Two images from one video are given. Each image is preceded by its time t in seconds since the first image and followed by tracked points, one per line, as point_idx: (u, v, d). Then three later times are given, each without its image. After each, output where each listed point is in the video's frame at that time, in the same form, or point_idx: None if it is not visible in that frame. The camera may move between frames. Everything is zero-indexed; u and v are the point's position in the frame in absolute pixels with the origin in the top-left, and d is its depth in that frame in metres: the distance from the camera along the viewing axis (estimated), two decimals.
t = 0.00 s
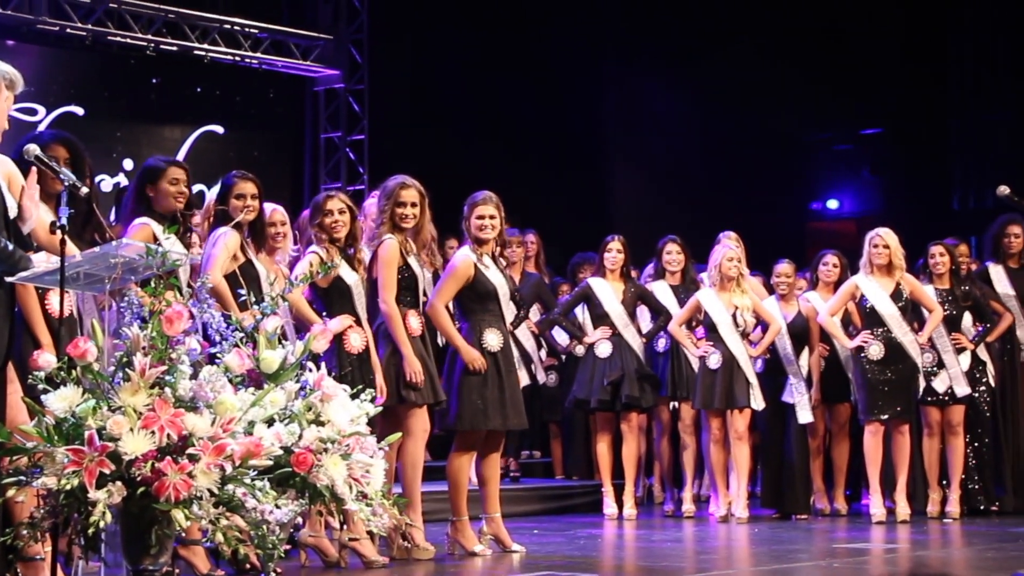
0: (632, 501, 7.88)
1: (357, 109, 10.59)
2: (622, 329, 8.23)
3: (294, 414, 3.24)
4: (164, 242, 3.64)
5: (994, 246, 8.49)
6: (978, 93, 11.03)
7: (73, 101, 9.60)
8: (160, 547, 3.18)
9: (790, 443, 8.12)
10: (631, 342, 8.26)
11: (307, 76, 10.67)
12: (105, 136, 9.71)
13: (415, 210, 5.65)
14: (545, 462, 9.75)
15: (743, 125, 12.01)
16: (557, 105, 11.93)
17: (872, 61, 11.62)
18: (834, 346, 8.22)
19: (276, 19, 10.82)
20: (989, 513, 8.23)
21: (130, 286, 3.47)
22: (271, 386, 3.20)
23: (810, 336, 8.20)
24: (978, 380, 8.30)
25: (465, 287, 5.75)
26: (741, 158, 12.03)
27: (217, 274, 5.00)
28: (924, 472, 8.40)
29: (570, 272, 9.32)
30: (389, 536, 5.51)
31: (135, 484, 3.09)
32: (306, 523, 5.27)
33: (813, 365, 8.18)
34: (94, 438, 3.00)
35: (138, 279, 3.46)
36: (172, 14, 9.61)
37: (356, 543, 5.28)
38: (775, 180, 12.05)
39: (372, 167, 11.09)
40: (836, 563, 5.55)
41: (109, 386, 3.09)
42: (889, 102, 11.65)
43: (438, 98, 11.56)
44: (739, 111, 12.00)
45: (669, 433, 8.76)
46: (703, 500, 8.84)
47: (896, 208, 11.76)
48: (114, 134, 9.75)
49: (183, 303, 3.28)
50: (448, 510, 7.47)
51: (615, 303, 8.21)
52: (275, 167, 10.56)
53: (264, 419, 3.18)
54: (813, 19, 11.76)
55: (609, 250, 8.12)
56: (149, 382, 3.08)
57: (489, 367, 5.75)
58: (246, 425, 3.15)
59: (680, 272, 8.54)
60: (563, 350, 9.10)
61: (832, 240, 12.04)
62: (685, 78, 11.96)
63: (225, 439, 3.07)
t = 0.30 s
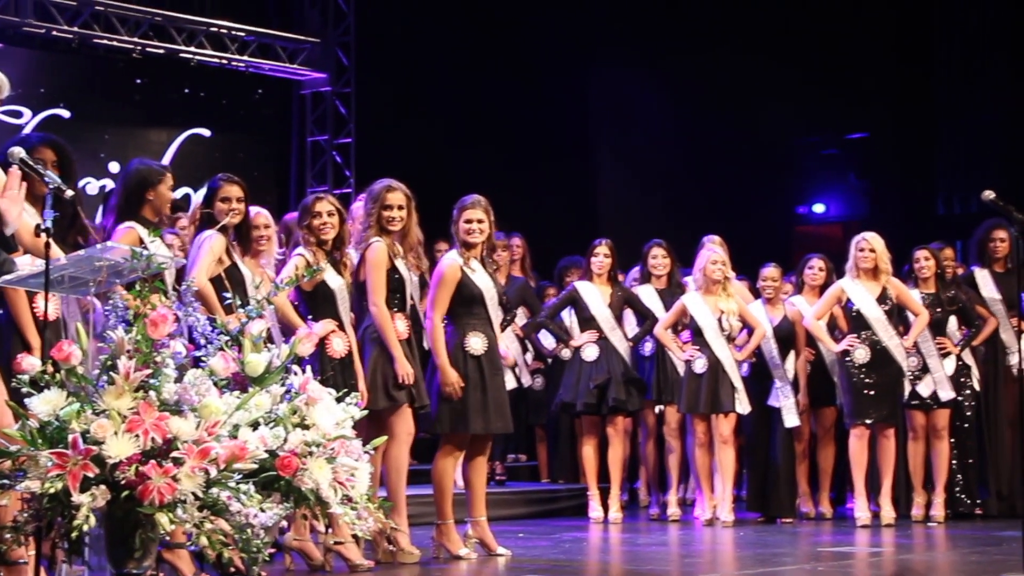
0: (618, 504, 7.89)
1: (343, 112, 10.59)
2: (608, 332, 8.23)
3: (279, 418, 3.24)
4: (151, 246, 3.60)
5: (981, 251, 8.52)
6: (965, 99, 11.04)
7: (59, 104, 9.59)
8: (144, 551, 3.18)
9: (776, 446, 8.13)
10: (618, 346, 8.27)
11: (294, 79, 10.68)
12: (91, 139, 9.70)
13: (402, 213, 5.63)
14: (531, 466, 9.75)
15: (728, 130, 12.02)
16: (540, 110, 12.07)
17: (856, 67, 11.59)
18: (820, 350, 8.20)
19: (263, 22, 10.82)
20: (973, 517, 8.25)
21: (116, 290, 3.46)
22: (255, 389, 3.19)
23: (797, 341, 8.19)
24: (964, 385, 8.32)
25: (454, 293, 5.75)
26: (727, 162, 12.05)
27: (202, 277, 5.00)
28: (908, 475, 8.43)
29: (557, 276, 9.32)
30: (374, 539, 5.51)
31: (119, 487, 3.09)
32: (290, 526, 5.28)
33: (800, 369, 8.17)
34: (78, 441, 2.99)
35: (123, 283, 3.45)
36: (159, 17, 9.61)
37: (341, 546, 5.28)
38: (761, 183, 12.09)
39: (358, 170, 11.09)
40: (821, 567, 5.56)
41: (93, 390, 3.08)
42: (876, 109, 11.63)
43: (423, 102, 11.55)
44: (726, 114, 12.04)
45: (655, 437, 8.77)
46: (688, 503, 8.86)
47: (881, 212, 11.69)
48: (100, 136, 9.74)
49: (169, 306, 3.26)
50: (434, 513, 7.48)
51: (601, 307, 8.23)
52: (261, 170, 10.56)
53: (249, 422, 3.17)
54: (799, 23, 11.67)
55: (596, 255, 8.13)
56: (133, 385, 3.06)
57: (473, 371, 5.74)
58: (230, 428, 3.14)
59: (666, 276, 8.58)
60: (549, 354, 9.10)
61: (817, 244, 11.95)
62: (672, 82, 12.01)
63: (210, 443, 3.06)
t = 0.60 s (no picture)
0: (603, 507, 7.90)
1: (328, 115, 10.58)
2: (594, 335, 8.24)
3: (264, 421, 3.22)
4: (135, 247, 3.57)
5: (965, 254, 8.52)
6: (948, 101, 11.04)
7: (43, 106, 9.57)
8: (127, 555, 3.15)
9: (761, 448, 8.14)
10: (604, 349, 8.26)
11: (279, 81, 10.67)
12: (75, 141, 9.68)
13: (386, 216, 5.63)
14: (516, 469, 9.75)
15: (711, 132, 12.06)
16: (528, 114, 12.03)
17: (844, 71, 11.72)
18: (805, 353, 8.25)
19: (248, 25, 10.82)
20: (957, 520, 8.28)
21: (100, 292, 3.43)
22: (240, 392, 3.18)
23: (781, 344, 8.20)
24: (948, 389, 8.35)
25: (439, 296, 5.75)
26: (711, 166, 12.08)
27: (184, 280, 4.99)
28: (893, 478, 8.44)
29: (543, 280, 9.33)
30: (359, 543, 5.50)
31: (103, 491, 3.07)
32: (275, 530, 5.27)
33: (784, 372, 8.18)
34: (62, 444, 2.97)
35: (108, 285, 3.43)
36: (143, 19, 9.60)
37: (326, 550, 5.28)
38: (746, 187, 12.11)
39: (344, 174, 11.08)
40: (806, 570, 5.56)
41: (77, 393, 3.06)
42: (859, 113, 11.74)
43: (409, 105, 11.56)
44: (711, 118, 12.06)
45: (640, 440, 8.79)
46: (673, 506, 8.87)
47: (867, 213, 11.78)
48: (83, 139, 9.72)
49: (153, 308, 3.24)
50: (419, 516, 7.47)
51: (587, 310, 8.23)
52: (246, 173, 10.55)
53: (233, 426, 3.16)
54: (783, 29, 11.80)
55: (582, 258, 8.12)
56: (117, 388, 3.04)
57: (458, 374, 5.74)
58: (215, 431, 3.13)
59: (651, 279, 8.58)
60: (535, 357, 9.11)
61: (801, 247, 12.05)
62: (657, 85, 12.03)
63: (194, 446, 3.06)
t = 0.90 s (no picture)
0: (588, 509, 7.90)
1: (313, 118, 10.58)
2: (579, 338, 8.26)
3: (248, 424, 3.20)
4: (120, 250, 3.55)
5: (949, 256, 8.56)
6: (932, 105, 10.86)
7: (26, 108, 9.55)
8: (110, 559, 3.13)
9: (746, 449, 8.18)
10: (589, 351, 8.29)
11: (263, 83, 10.67)
12: (59, 143, 9.67)
13: (372, 218, 5.63)
14: (501, 471, 9.74)
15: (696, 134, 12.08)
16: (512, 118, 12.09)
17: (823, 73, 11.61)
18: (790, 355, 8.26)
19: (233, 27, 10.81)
20: (941, 521, 8.31)
21: (84, 295, 3.42)
22: (224, 395, 3.16)
23: (765, 346, 8.22)
24: (932, 391, 8.36)
25: (422, 299, 5.74)
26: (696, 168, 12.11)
27: (168, 283, 4.98)
28: (877, 480, 8.46)
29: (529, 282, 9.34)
30: (343, 545, 5.51)
31: (87, 494, 3.05)
32: (260, 533, 5.26)
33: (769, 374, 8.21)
34: (46, 447, 2.95)
35: (91, 288, 3.41)
36: (127, 22, 9.59)
37: (310, 553, 5.26)
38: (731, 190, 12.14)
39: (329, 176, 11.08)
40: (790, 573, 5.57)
41: (60, 396, 3.04)
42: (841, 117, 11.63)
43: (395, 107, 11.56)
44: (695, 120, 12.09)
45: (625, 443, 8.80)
46: (658, 508, 8.88)
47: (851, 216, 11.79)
48: (67, 141, 9.71)
49: (137, 312, 3.22)
50: (403, 519, 7.47)
51: (573, 312, 8.24)
52: (230, 176, 10.54)
53: (218, 428, 3.14)
54: (767, 35, 11.79)
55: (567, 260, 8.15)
56: (101, 391, 3.02)
57: (442, 376, 5.74)
58: (199, 434, 3.12)
59: (637, 281, 8.58)
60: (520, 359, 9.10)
61: (785, 250, 12.16)
62: (642, 88, 12.06)
63: (178, 449, 3.04)
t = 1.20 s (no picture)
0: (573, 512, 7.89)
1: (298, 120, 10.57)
2: (565, 340, 8.25)
3: (231, 426, 3.16)
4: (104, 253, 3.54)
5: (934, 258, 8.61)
6: (916, 107, 11.02)
7: (10, 110, 9.54)
8: (93, 563, 3.12)
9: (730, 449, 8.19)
10: (575, 353, 8.28)
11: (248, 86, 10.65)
12: (42, 146, 9.65)
13: (357, 220, 5.62)
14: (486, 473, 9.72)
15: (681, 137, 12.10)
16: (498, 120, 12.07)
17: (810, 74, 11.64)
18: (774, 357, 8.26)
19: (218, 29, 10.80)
20: (926, 523, 8.33)
21: (66, 298, 3.35)
22: (208, 398, 3.12)
23: (750, 347, 8.23)
24: (915, 392, 8.40)
25: (404, 300, 5.74)
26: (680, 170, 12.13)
27: (153, 285, 4.98)
28: (861, 482, 8.48)
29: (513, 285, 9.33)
30: (327, 547, 5.51)
31: (70, 497, 3.03)
32: (244, 535, 5.26)
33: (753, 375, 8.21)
34: (29, 450, 2.93)
35: (73, 291, 3.35)
36: (111, 24, 9.58)
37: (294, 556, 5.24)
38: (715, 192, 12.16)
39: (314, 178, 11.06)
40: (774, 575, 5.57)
41: (43, 399, 3.01)
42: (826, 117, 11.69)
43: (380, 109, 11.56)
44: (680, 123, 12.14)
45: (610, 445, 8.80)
46: (643, 511, 8.87)
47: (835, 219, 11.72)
48: (50, 144, 9.69)
49: (120, 315, 3.17)
50: (387, 522, 7.46)
51: (559, 314, 8.23)
52: (215, 178, 10.53)
53: (202, 431, 3.11)
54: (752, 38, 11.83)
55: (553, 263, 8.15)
56: (85, 394, 2.99)
57: (424, 378, 5.73)
58: (182, 437, 3.08)
59: (622, 283, 8.58)
60: (505, 362, 9.10)
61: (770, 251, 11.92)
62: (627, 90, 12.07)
63: (161, 452, 3.00)
